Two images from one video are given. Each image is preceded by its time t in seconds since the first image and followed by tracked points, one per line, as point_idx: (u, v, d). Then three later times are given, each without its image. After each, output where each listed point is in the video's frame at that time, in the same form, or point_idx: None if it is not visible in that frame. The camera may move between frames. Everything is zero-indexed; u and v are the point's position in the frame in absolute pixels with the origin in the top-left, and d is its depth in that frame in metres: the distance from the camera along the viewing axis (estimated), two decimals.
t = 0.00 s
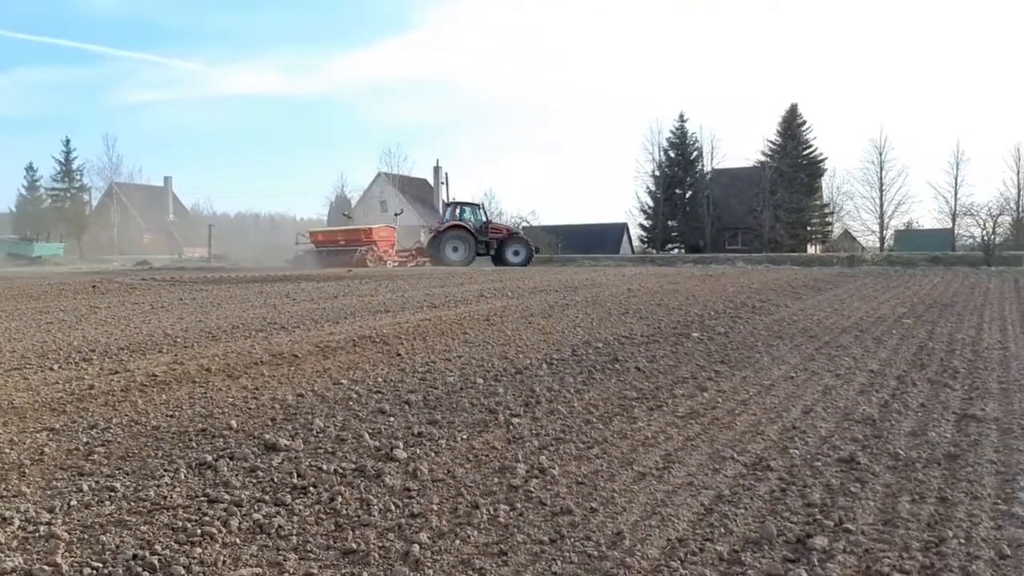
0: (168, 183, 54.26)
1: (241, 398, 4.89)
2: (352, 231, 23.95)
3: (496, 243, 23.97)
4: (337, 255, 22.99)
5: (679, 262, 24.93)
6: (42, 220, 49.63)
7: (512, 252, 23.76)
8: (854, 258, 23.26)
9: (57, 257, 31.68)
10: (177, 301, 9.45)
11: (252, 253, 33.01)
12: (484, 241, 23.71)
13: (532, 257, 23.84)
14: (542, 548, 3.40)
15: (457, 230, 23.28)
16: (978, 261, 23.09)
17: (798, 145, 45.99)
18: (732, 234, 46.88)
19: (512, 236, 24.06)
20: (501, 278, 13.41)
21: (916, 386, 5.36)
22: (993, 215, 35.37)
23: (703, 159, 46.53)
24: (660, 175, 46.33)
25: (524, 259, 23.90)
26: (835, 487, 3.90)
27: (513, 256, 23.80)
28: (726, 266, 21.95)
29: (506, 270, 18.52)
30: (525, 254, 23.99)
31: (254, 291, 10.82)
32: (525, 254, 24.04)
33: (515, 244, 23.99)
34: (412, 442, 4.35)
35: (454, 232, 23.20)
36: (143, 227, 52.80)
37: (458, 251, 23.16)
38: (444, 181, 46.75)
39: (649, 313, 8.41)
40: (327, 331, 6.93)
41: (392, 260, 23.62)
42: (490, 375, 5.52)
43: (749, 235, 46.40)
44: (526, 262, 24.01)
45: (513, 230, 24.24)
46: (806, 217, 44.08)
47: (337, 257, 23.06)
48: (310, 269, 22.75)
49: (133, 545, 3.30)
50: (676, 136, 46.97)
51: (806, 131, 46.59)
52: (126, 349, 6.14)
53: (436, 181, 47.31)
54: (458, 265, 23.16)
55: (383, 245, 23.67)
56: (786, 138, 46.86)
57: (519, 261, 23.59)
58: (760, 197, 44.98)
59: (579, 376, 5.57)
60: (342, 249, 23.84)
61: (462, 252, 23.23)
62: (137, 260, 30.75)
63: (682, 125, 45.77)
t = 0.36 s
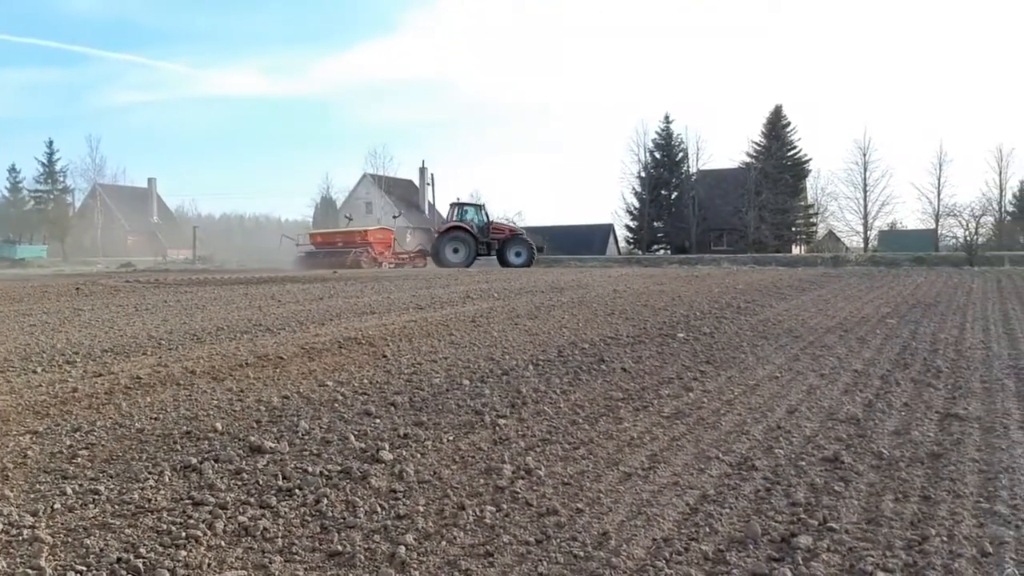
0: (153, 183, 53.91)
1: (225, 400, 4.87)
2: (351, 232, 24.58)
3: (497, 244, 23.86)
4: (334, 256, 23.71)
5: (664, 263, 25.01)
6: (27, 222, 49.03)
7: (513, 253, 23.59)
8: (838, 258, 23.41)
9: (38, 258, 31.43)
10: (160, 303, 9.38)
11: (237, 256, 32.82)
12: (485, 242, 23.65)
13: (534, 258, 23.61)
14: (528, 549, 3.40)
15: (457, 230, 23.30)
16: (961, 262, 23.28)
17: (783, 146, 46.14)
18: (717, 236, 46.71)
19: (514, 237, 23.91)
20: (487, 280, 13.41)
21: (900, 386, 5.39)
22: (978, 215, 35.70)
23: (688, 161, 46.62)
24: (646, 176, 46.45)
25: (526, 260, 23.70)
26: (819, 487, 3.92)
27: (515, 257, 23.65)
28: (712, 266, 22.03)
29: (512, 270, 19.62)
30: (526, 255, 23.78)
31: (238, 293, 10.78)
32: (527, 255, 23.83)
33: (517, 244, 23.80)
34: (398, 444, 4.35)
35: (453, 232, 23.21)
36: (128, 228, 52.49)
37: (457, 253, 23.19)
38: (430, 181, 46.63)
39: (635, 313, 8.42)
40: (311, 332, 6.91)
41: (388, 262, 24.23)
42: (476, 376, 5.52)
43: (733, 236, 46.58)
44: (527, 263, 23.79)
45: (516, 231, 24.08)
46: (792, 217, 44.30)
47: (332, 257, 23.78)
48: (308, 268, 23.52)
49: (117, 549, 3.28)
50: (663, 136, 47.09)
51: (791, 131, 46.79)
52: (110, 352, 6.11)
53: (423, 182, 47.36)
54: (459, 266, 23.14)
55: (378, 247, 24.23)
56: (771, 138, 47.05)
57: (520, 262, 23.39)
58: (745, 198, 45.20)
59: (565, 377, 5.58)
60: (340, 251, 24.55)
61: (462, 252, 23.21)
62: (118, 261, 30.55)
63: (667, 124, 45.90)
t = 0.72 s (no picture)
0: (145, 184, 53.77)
1: (217, 401, 4.86)
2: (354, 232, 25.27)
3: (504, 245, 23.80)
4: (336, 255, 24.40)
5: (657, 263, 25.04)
6: (21, 226, 48.87)
7: (520, 253, 23.41)
8: (829, 258, 23.45)
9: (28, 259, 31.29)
10: (152, 305, 9.37)
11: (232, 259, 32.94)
12: (492, 243, 23.69)
13: (540, 259, 23.39)
14: (521, 550, 3.40)
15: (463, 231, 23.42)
16: (953, 262, 23.35)
17: (775, 146, 46.10)
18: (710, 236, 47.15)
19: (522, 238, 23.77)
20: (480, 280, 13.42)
21: (891, 385, 5.40)
22: (970, 215, 35.89)
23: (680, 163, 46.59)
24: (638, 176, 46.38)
25: (533, 261, 23.53)
26: (811, 486, 3.93)
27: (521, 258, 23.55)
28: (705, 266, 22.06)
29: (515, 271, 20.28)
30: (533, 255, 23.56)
31: (231, 294, 10.78)
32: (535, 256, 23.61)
33: (524, 245, 23.67)
34: (390, 445, 4.35)
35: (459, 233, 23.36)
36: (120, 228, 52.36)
37: (463, 254, 23.30)
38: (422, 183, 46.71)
39: (627, 314, 8.42)
40: (304, 333, 6.91)
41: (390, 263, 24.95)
42: (469, 377, 5.52)
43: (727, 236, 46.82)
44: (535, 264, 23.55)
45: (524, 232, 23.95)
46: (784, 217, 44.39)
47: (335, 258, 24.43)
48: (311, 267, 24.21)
49: (108, 551, 3.28)
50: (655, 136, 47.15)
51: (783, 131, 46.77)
52: (101, 354, 6.09)
53: (415, 183, 47.35)
54: (465, 267, 23.26)
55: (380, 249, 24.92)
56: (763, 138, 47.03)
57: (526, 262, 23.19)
58: (738, 198, 45.31)
59: (557, 378, 5.58)
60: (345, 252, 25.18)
61: (468, 253, 23.31)
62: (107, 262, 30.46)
63: (660, 125, 45.94)
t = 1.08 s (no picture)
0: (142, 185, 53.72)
1: (215, 401, 4.86)
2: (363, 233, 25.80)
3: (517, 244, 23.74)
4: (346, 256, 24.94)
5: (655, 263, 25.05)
6: (18, 228, 48.79)
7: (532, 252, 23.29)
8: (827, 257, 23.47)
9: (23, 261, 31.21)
10: (150, 305, 9.38)
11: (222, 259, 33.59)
12: (504, 242, 23.67)
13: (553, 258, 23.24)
14: (519, 549, 3.40)
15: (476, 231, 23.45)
16: (950, 261, 23.37)
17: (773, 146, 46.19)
18: (707, 235, 46.87)
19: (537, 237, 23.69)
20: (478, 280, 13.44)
21: (889, 384, 5.40)
22: (968, 215, 35.97)
23: (677, 163, 46.74)
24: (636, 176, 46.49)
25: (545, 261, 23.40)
26: (809, 485, 3.93)
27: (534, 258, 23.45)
28: (703, 266, 22.08)
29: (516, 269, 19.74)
30: (546, 254, 23.43)
31: (230, 294, 10.77)
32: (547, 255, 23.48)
33: (537, 245, 23.56)
34: (388, 445, 4.35)
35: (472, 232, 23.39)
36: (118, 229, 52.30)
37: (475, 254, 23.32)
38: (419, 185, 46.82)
39: (625, 314, 8.41)
40: (301, 333, 6.91)
41: (398, 263, 25.42)
42: (467, 377, 5.52)
43: (726, 236, 46.69)
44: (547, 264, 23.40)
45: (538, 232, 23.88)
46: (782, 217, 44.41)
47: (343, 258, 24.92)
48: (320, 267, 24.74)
49: (105, 552, 3.27)
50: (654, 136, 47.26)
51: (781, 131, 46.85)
52: (99, 354, 6.09)
53: (412, 183, 47.38)
54: (478, 266, 23.25)
55: (388, 249, 25.40)
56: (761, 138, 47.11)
57: (538, 261, 23.07)
58: (735, 198, 45.43)
59: (555, 377, 5.57)
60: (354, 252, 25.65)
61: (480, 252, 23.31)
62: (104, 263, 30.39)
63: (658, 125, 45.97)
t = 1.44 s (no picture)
0: (140, 185, 53.73)
1: (213, 401, 4.86)
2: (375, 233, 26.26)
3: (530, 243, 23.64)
4: (353, 255, 25.37)
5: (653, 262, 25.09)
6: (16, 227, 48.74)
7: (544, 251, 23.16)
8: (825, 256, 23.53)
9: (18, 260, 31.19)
10: (149, 304, 9.37)
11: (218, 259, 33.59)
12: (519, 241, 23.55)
13: (564, 258, 23.03)
14: (516, 548, 3.40)
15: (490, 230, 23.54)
16: (946, 260, 23.40)
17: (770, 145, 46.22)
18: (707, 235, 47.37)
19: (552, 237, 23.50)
20: (477, 279, 13.45)
21: (887, 382, 5.41)
22: (965, 214, 36.01)
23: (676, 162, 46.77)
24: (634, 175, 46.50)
25: (558, 259, 23.19)
26: (806, 484, 3.93)
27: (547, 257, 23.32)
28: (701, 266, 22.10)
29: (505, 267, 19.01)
30: (558, 254, 23.24)
31: (228, 293, 10.76)
32: (559, 254, 23.28)
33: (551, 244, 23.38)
34: (386, 444, 4.34)
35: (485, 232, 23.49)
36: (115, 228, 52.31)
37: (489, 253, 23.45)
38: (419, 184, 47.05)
39: (622, 313, 8.42)
40: (299, 333, 6.91)
41: (406, 262, 25.64)
42: (465, 376, 5.52)
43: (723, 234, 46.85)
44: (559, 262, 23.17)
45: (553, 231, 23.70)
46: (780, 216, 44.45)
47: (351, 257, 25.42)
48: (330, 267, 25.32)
49: (102, 551, 3.27)
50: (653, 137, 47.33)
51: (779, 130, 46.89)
52: (96, 353, 6.09)
53: (410, 182, 47.41)
54: (492, 266, 23.33)
55: (395, 248, 25.67)
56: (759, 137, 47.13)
57: (549, 260, 22.92)
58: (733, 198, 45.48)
59: (553, 376, 5.57)
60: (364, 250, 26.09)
61: (493, 251, 23.39)
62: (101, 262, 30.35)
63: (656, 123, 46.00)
